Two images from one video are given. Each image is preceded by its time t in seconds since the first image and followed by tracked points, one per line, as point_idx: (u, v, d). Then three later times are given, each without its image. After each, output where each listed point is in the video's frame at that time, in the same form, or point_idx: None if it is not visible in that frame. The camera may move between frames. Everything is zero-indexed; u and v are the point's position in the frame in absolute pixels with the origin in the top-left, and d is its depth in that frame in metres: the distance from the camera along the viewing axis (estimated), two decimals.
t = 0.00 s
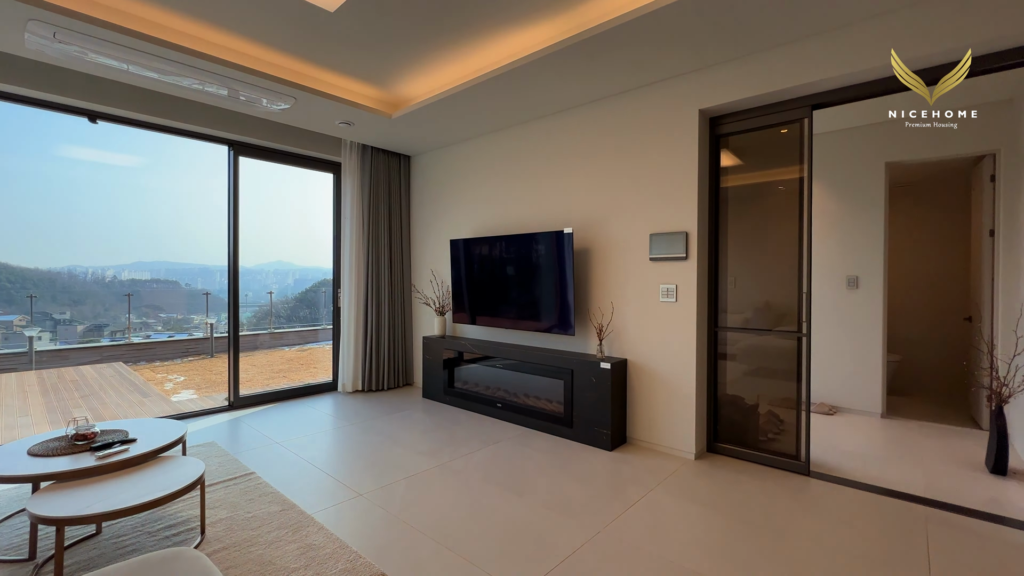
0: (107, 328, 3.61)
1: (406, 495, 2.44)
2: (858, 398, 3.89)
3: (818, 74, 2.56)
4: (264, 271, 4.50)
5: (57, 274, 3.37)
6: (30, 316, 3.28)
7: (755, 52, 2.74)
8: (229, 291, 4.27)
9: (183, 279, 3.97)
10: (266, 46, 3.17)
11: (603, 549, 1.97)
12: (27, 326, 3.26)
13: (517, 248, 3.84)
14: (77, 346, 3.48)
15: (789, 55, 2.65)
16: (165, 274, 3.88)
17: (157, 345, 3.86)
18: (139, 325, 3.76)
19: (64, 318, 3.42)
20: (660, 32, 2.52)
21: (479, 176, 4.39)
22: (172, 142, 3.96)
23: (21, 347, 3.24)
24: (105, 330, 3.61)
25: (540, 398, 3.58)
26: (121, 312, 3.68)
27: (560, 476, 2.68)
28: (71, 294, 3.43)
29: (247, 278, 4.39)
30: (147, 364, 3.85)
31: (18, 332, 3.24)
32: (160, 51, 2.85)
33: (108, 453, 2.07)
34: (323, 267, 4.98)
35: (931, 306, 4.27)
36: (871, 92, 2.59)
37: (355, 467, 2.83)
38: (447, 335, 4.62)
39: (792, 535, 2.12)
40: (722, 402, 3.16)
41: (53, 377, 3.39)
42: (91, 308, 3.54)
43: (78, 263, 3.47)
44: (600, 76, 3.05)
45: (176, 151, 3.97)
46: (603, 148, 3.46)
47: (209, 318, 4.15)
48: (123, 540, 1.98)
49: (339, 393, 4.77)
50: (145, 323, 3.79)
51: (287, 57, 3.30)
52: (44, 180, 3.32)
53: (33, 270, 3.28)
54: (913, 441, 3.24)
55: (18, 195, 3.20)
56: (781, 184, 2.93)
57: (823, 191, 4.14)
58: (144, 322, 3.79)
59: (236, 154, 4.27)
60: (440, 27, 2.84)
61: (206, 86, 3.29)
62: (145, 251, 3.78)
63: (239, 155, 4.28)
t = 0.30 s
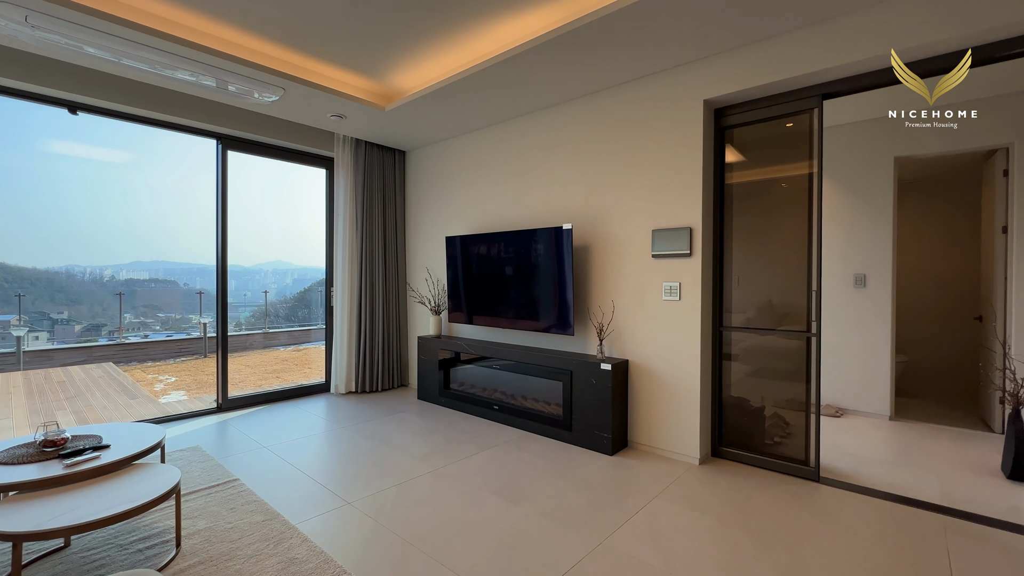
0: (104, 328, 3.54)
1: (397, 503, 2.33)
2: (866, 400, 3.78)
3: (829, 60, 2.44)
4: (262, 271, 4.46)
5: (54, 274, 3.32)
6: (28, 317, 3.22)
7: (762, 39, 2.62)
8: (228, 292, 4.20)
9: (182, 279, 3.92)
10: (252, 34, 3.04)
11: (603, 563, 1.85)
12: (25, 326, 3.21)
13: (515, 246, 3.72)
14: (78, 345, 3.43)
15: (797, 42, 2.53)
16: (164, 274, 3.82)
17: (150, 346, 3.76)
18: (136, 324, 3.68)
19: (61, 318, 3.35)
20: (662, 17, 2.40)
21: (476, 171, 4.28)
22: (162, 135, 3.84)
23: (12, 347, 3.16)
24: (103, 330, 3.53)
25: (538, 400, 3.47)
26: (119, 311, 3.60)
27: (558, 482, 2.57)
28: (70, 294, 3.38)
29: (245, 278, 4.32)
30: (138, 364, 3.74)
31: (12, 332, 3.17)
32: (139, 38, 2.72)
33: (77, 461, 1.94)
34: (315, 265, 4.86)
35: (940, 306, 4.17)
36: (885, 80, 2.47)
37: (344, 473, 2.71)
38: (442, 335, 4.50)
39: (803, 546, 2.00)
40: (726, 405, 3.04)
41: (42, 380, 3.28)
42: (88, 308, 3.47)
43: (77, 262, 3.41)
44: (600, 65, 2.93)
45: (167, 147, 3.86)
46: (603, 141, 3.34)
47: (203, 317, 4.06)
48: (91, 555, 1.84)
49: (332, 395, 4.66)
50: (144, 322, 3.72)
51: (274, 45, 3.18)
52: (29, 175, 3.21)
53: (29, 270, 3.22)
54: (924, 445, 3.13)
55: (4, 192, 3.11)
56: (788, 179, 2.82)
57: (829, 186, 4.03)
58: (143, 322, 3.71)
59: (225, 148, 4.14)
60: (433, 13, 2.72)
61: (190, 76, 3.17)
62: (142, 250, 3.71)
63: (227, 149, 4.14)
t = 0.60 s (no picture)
0: (103, 328, 3.47)
1: (390, 517, 2.19)
2: (878, 405, 3.66)
3: (847, 48, 2.29)
4: (261, 270, 4.34)
5: (53, 273, 3.26)
6: (27, 317, 3.17)
7: (776, 25, 2.47)
8: (227, 292, 4.11)
9: (182, 279, 3.84)
10: (239, 22, 2.90)
11: None
12: (23, 326, 3.16)
13: (515, 245, 3.59)
14: (76, 346, 3.35)
15: (813, 28, 2.39)
16: (164, 273, 3.75)
17: (144, 347, 3.65)
18: (136, 324, 3.60)
19: (60, 318, 3.29)
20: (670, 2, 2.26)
21: (474, 167, 4.15)
22: (150, 129, 3.71)
23: None
24: (102, 330, 3.46)
25: (539, 405, 3.33)
26: (118, 311, 3.53)
27: (560, 494, 2.43)
28: (69, 293, 3.32)
29: (245, 277, 4.23)
30: (130, 367, 3.59)
31: (13, 331, 3.13)
32: (119, 25, 2.58)
33: (43, 476, 1.80)
34: (309, 264, 4.69)
35: (953, 306, 4.04)
36: (906, 69, 2.33)
37: (336, 483, 2.58)
38: (440, 337, 4.37)
39: (823, 567, 1.86)
40: (736, 411, 2.91)
41: (29, 382, 3.18)
42: (87, 307, 3.40)
43: (77, 262, 3.35)
44: (604, 55, 2.80)
45: (157, 143, 3.74)
46: (607, 135, 3.20)
47: (198, 318, 3.93)
48: None
49: (326, 399, 4.52)
50: (143, 322, 3.64)
51: (261, 34, 3.03)
52: (18, 173, 3.11)
53: (28, 270, 3.16)
54: (942, 453, 3.00)
55: None
56: (801, 174, 2.68)
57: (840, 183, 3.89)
58: (142, 322, 3.64)
59: (214, 143, 3.99)
60: None
61: (175, 67, 3.03)
62: (141, 249, 3.64)
63: (216, 144, 3.99)
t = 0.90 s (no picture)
0: (105, 328, 3.37)
1: (384, 532, 2.06)
2: (892, 409, 3.53)
3: (869, 33, 2.15)
4: (262, 270, 4.25)
5: (53, 273, 3.16)
6: (28, 316, 3.08)
7: (790, 11, 2.34)
8: (227, 291, 4.01)
9: (182, 278, 3.74)
10: (226, 9, 2.77)
11: None
12: (24, 326, 3.06)
13: (516, 243, 3.45)
14: (76, 346, 3.26)
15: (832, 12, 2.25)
16: (164, 273, 3.65)
17: (140, 347, 3.54)
18: (137, 323, 3.50)
19: (61, 317, 3.20)
20: None
21: (473, 163, 4.02)
22: (141, 124, 3.57)
23: (10, 345, 3.02)
24: (103, 330, 3.36)
25: (541, 410, 3.20)
26: (119, 311, 3.43)
27: (564, 506, 2.30)
28: (68, 293, 3.21)
29: (246, 277, 4.14)
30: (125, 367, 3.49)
31: (14, 332, 3.03)
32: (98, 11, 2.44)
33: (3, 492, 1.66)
34: (304, 263, 4.54)
35: (969, 307, 3.91)
36: (930, 56, 2.19)
37: (328, 494, 2.45)
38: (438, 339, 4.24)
39: None
40: (747, 417, 2.77)
41: (16, 385, 3.04)
42: (88, 307, 3.30)
43: (78, 262, 3.25)
44: (609, 43, 2.66)
45: (149, 139, 3.61)
46: (612, 129, 3.08)
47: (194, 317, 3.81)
48: None
49: (321, 402, 4.39)
50: (144, 322, 3.54)
51: (250, 23, 2.90)
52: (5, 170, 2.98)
53: (29, 270, 3.08)
54: (961, 461, 2.87)
55: None
56: (817, 168, 2.54)
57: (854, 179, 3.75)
58: (142, 322, 3.53)
59: (203, 138, 3.83)
60: None
61: (161, 57, 2.89)
62: (142, 247, 3.54)
63: (206, 138, 3.84)
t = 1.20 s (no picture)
0: (102, 328, 3.28)
1: (376, 548, 1.93)
2: (908, 413, 3.39)
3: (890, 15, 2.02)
4: (263, 269, 4.13)
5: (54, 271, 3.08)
6: (29, 316, 3.00)
7: None
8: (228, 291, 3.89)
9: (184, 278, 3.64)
10: None
11: None
12: (25, 326, 2.99)
13: (517, 241, 3.32)
14: (75, 346, 3.17)
15: None
16: (165, 273, 3.55)
17: (133, 347, 3.42)
18: (137, 323, 3.42)
19: (61, 317, 3.11)
20: None
21: (473, 158, 3.89)
22: (132, 119, 3.43)
23: (16, 347, 2.96)
24: (101, 330, 3.28)
25: (542, 415, 3.07)
26: (120, 310, 3.35)
27: (566, 518, 2.18)
28: (71, 293, 3.14)
29: (247, 276, 4.02)
30: (114, 368, 3.35)
31: (14, 332, 2.96)
32: None
33: None
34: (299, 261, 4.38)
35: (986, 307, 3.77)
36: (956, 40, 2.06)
37: (318, 505, 2.32)
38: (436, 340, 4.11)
39: None
40: (759, 423, 2.63)
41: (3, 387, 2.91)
42: (90, 306, 3.23)
43: (79, 261, 3.17)
44: (613, 30, 2.53)
45: (145, 134, 3.48)
46: (616, 122, 2.95)
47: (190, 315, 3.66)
48: None
49: (316, 405, 4.26)
50: (144, 322, 3.46)
51: (237, 10, 2.76)
52: None
53: (30, 268, 2.99)
54: (982, 468, 2.74)
55: None
56: (834, 160, 2.40)
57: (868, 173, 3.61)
58: (143, 322, 3.45)
59: (194, 131, 3.68)
60: None
61: (144, 46, 2.76)
62: (144, 245, 3.45)
63: (195, 132, 3.68)
